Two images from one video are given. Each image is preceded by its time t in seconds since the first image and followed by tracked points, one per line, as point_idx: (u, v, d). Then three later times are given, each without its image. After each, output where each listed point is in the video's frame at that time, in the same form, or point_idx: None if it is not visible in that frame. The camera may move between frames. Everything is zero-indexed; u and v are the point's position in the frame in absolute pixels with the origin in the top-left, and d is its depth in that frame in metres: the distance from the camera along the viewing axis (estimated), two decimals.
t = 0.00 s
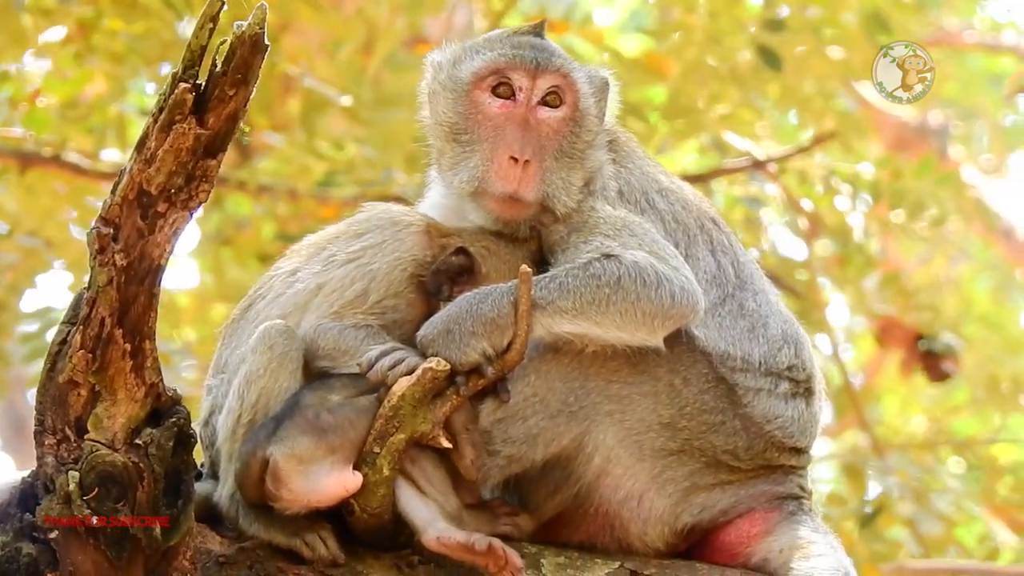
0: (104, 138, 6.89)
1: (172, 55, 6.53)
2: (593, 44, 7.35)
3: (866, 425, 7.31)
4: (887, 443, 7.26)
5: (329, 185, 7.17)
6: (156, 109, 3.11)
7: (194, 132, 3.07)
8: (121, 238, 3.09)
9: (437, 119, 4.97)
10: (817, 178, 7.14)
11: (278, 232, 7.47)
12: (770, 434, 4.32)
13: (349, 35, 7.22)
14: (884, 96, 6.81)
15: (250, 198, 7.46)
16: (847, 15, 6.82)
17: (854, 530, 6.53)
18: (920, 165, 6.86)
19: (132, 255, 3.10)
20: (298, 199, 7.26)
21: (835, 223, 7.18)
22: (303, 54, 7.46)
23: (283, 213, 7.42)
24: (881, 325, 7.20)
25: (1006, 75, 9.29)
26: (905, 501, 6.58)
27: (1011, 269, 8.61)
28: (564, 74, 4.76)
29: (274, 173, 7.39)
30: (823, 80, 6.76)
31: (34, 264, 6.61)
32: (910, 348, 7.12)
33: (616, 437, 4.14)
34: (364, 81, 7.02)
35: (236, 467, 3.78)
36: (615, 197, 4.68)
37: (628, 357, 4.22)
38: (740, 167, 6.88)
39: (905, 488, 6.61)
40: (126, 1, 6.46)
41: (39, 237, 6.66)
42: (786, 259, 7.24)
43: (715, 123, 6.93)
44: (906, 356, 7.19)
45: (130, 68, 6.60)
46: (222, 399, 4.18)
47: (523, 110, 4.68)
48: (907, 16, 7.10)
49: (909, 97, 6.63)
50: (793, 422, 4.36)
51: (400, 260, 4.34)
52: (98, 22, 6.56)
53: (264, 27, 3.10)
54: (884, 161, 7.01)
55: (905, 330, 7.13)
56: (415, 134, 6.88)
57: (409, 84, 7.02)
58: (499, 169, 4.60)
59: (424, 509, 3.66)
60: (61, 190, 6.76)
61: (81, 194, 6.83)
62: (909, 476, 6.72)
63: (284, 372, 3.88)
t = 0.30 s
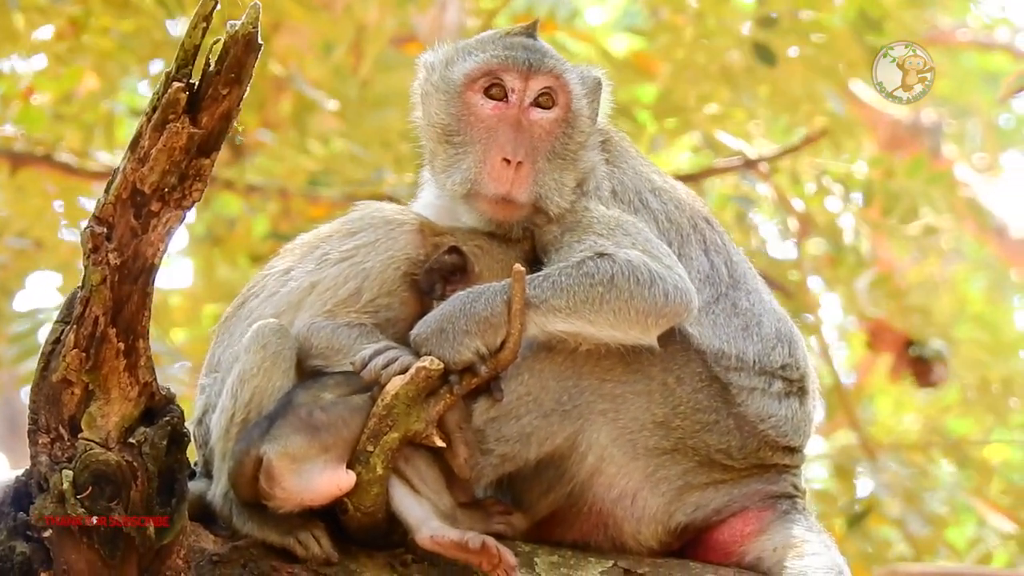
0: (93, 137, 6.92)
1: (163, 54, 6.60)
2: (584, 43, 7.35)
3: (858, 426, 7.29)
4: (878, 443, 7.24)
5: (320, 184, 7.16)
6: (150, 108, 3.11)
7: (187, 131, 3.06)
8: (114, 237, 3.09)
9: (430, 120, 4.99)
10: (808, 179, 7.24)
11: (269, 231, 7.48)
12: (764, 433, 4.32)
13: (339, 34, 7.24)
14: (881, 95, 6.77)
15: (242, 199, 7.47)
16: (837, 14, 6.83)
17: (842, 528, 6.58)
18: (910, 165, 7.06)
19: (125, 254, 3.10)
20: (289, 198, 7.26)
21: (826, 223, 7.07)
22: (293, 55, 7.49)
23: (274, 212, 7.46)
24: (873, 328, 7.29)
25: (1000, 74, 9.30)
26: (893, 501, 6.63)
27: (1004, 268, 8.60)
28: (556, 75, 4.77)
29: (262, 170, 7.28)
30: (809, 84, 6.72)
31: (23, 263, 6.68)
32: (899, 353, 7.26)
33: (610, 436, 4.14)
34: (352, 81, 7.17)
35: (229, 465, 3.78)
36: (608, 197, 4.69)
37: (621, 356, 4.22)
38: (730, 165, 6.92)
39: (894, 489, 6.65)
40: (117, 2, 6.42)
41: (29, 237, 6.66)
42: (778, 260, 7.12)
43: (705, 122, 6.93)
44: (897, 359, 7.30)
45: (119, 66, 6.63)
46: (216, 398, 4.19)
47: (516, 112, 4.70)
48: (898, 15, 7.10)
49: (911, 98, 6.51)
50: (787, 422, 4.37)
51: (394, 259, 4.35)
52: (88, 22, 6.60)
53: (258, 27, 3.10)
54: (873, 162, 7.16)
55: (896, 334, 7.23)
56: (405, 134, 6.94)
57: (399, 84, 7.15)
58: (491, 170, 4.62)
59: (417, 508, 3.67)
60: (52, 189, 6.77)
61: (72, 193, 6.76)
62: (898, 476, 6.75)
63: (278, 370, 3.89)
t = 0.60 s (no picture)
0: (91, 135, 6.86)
1: (159, 51, 6.53)
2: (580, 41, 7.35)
3: (853, 425, 7.28)
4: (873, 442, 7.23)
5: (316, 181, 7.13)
6: (146, 105, 3.11)
7: (183, 129, 3.06)
8: (110, 234, 3.09)
9: (423, 121, 4.98)
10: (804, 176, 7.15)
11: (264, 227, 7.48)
12: (759, 432, 4.32)
13: (334, 31, 7.22)
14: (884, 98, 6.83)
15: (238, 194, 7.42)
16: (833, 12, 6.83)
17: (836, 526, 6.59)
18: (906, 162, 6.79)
19: (121, 252, 3.10)
20: (285, 194, 7.26)
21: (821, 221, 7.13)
22: (288, 52, 7.54)
23: (271, 209, 7.41)
24: (867, 321, 7.27)
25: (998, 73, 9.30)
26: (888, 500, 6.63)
27: (1002, 266, 8.58)
28: (550, 74, 4.74)
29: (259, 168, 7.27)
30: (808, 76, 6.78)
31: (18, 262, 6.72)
32: (895, 344, 7.23)
33: (605, 435, 4.14)
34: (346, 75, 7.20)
35: (225, 464, 3.78)
36: (603, 196, 4.68)
37: (617, 354, 4.22)
38: (728, 163, 6.91)
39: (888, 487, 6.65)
40: None
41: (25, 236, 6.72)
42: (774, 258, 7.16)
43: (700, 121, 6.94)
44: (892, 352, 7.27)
45: (115, 65, 6.58)
46: (211, 395, 4.19)
47: (509, 112, 4.67)
48: (893, 12, 7.10)
49: (908, 98, 6.53)
50: (782, 421, 4.37)
51: (389, 257, 4.34)
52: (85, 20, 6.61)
53: (254, 24, 3.10)
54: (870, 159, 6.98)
55: (890, 326, 7.21)
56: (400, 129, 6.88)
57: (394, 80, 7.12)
58: (485, 171, 4.61)
59: (412, 506, 3.67)
60: (47, 186, 6.78)
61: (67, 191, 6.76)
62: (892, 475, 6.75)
63: (273, 369, 3.88)
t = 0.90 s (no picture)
0: (87, 132, 6.88)
1: (157, 47, 6.56)
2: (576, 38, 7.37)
3: (849, 422, 7.29)
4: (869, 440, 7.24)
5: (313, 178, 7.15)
6: (142, 102, 3.10)
7: (179, 125, 3.06)
8: (107, 231, 3.09)
9: (417, 121, 4.95)
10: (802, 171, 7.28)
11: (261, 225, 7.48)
12: (755, 429, 4.32)
13: (332, 28, 7.24)
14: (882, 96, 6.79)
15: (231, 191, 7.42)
16: (829, 9, 6.84)
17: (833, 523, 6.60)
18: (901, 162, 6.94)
19: (117, 248, 3.10)
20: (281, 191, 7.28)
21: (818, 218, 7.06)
22: (286, 48, 7.55)
23: (268, 207, 7.50)
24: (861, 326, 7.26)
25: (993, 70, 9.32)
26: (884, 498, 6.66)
27: (998, 263, 8.59)
28: (543, 72, 4.75)
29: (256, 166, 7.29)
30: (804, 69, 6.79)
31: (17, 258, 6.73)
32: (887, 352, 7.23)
33: (602, 432, 4.14)
34: (346, 72, 7.17)
35: (222, 460, 3.79)
36: (598, 193, 4.68)
37: (613, 351, 4.22)
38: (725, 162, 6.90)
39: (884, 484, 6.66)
40: None
41: (22, 232, 6.70)
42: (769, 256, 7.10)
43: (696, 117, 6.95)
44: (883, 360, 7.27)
45: (112, 60, 6.56)
46: (208, 392, 4.19)
47: (502, 110, 4.66)
48: (889, 8, 7.12)
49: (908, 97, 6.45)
50: (779, 417, 4.37)
51: (385, 254, 4.34)
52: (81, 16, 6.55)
53: (250, 22, 3.11)
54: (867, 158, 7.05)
55: (884, 332, 7.20)
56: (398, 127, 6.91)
57: (391, 76, 7.13)
58: (478, 170, 4.59)
59: (409, 503, 3.67)
60: (44, 182, 6.78)
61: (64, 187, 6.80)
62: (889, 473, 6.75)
63: (269, 366, 3.88)
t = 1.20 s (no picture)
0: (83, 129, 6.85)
1: (152, 47, 6.57)
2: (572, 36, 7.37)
3: (846, 420, 7.30)
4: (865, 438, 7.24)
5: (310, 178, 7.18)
6: (138, 100, 3.10)
7: (176, 123, 3.06)
8: (103, 229, 3.09)
9: (409, 123, 4.92)
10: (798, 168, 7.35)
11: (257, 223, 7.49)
12: (751, 426, 4.32)
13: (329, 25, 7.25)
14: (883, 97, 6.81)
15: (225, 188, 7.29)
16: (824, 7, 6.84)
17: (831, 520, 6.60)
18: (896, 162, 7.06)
19: (114, 246, 3.10)
20: (277, 190, 7.29)
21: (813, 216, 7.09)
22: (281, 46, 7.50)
23: (262, 205, 7.44)
24: (860, 320, 7.14)
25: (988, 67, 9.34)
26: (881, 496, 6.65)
27: (994, 261, 8.61)
28: (533, 73, 4.72)
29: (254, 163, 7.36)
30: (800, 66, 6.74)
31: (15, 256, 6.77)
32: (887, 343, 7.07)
33: (598, 430, 4.14)
34: (342, 69, 7.13)
35: (218, 458, 3.78)
36: (594, 191, 4.67)
37: (611, 348, 4.21)
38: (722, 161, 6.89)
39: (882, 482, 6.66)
40: None
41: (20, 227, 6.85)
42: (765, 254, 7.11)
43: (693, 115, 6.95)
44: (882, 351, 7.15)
45: (107, 59, 6.57)
46: (204, 390, 4.19)
47: (493, 112, 4.64)
48: (885, 6, 7.12)
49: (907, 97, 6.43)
50: (775, 415, 4.38)
51: (381, 252, 4.35)
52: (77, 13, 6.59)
53: (246, 19, 3.11)
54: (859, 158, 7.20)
55: (882, 327, 7.07)
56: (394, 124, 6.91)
57: (387, 74, 7.14)
58: (470, 171, 4.56)
59: (405, 500, 3.66)
60: (40, 180, 6.79)
61: (60, 184, 6.81)
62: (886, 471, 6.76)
63: (265, 363, 3.89)
